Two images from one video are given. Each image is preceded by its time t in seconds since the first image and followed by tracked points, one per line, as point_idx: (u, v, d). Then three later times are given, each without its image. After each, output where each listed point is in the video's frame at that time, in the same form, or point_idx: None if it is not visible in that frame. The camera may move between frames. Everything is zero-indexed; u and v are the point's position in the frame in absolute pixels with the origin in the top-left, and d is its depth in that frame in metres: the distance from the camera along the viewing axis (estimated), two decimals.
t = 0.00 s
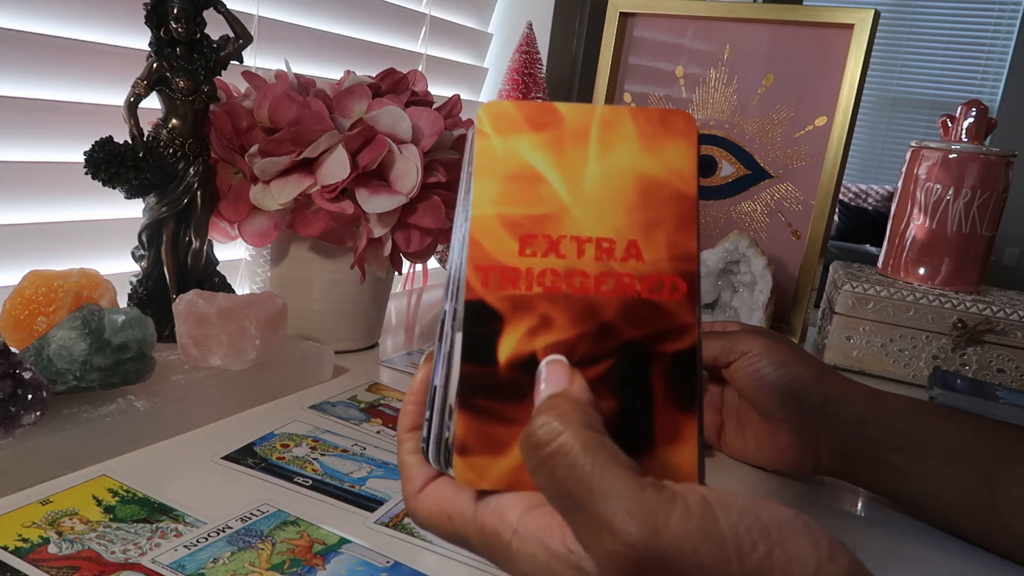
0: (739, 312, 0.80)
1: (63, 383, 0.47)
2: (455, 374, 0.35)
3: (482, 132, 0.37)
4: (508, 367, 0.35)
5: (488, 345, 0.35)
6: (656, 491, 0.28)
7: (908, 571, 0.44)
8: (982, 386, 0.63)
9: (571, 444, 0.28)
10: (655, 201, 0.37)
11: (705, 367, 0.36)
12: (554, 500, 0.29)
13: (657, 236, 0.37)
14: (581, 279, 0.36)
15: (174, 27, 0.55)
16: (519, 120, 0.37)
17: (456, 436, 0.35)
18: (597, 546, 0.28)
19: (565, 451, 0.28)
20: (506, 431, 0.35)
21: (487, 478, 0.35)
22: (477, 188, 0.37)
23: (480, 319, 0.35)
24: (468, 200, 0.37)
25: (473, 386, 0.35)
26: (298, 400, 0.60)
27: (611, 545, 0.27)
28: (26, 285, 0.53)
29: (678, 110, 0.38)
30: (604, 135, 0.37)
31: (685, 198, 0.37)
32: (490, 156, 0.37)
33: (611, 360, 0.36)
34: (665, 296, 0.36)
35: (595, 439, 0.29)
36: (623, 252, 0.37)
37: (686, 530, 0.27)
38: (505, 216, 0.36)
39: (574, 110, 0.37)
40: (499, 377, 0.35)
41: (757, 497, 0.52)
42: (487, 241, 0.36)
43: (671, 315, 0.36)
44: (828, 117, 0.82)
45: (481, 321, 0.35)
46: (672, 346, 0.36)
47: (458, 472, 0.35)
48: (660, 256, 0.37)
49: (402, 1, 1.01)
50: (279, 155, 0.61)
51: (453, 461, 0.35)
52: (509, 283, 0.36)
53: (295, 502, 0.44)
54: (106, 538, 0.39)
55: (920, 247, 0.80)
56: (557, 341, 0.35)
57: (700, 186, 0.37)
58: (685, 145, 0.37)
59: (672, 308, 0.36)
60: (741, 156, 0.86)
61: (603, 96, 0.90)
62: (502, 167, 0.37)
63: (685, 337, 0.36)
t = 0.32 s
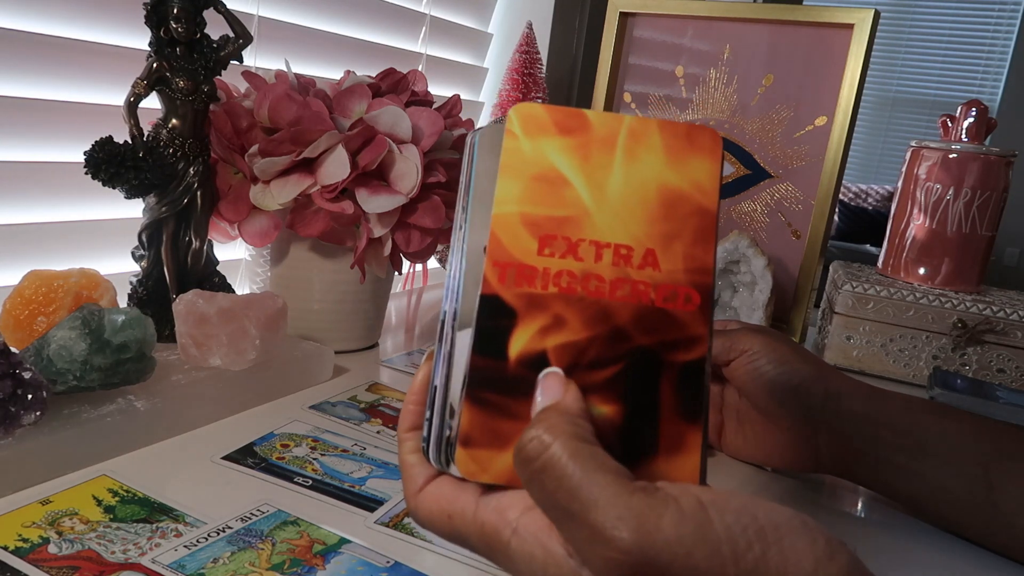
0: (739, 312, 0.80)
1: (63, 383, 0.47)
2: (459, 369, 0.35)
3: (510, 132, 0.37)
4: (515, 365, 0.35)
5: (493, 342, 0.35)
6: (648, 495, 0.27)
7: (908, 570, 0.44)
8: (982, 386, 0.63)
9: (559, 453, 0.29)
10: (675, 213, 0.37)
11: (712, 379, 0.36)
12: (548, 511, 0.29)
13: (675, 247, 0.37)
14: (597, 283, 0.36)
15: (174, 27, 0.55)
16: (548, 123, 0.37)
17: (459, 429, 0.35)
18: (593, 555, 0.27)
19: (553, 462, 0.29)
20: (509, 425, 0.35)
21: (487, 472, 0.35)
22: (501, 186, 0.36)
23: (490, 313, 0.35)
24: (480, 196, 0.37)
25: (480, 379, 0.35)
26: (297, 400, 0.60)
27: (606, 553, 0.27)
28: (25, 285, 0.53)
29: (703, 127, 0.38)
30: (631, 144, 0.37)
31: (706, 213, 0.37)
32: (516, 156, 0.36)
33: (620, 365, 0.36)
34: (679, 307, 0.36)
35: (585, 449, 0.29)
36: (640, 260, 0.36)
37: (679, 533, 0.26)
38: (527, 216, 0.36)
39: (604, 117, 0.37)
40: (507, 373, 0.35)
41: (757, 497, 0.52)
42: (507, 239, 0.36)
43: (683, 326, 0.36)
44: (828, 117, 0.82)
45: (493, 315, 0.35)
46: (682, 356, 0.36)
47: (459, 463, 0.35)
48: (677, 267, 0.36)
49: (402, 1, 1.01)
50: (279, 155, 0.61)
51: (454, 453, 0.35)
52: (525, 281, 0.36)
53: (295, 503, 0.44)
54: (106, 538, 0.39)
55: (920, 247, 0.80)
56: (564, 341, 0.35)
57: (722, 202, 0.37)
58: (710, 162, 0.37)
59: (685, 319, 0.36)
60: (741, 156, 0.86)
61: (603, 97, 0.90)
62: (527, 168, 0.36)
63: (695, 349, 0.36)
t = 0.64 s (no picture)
0: (739, 312, 0.80)
1: (63, 383, 0.47)
2: (458, 374, 0.35)
3: (502, 135, 0.37)
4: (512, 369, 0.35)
5: (493, 342, 0.35)
6: (643, 505, 0.28)
7: (907, 569, 0.44)
8: (982, 386, 0.63)
9: (554, 466, 0.29)
10: (669, 209, 0.36)
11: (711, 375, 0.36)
12: (544, 524, 0.29)
13: (670, 244, 0.36)
14: (593, 282, 0.36)
15: (174, 28, 0.55)
16: (540, 124, 0.37)
17: (460, 433, 0.35)
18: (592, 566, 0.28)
19: (548, 475, 0.29)
20: (509, 428, 0.35)
21: (489, 474, 0.35)
22: (494, 189, 0.36)
23: (489, 315, 0.35)
24: (473, 199, 0.37)
25: (480, 382, 0.35)
26: (297, 400, 0.60)
27: (604, 565, 0.27)
28: (26, 285, 0.53)
29: (695, 121, 0.38)
30: (623, 142, 0.37)
31: (700, 208, 0.37)
32: (508, 159, 0.37)
33: (619, 364, 0.35)
34: (676, 304, 0.36)
35: (580, 461, 0.29)
36: (635, 258, 0.36)
37: (677, 542, 0.26)
38: (521, 217, 0.36)
39: (594, 115, 0.37)
40: (505, 375, 0.35)
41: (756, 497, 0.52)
42: (502, 241, 0.36)
43: (680, 323, 0.36)
44: (828, 117, 0.82)
45: (490, 318, 0.35)
46: (679, 353, 0.36)
47: (460, 466, 0.35)
48: (672, 264, 0.36)
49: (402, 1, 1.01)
50: (279, 155, 0.61)
51: (455, 456, 0.35)
52: (521, 282, 0.36)
53: (295, 502, 0.44)
54: (106, 538, 0.39)
55: (920, 247, 0.80)
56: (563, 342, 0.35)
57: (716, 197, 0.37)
58: (702, 156, 0.37)
59: (682, 316, 0.36)
60: (741, 156, 0.86)
61: (603, 97, 0.90)
62: (520, 170, 0.37)
63: (693, 345, 0.36)
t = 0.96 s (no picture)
0: (738, 312, 0.80)
1: (63, 383, 0.47)
2: (458, 371, 0.35)
3: (499, 132, 0.37)
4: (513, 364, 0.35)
5: (493, 339, 0.35)
6: (646, 501, 0.27)
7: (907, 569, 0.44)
8: (982, 386, 0.63)
9: (557, 460, 0.29)
10: (668, 204, 0.37)
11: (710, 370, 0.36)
12: (547, 516, 0.29)
13: (669, 239, 0.37)
14: (592, 277, 0.36)
15: (174, 27, 0.55)
16: (537, 121, 0.37)
17: (461, 430, 0.35)
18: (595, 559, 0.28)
19: (551, 468, 0.29)
20: (510, 424, 0.35)
21: (490, 470, 0.35)
22: (492, 185, 0.36)
23: (489, 311, 0.35)
24: (471, 197, 0.37)
25: (479, 379, 0.35)
26: (297, 400, 0.60)
27: (606, 559, 0.27)
28: (26, 285, 0.53)
29: (692, 116, 0.38)
30: (621, 138, 0.37)
31: (698, 202, 0.37)
32: (507, 155, 0.37)
33: (618, 359, 0.35)
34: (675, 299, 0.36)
35: (585, 454, 0.29)
36: (634, 253, 0.36)
37: (679, 539, 0.26)
38: (520, 214, 0.36)
39: (592, 111, 0.37)
40: (506, 371, 0.35)
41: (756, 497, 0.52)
42: (501, 238, 0.36)
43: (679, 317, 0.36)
44: (828, 117, 0.82)
45: (489, 315, 0.35)
46: (678, 348, 0.36)
47: (461, 464, 0.35)
48: (670, 259, 0.36)
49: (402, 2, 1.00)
50: (279, 155, 0.61)
51: (457, 454, 0.35)
52: (520, 278, 0.36)
53: (295, 502, 0.44)
54: (106, 538, 0.39)
55: (920, 247, 0.80)
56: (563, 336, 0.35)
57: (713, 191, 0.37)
58: (700, 152, 0.37)
59: (680, 310, 0.36)
60: (741, 156, 0.86)
61: (603, 97, 0.90)
62: (518, 166, 0.37)
63: (691, 339, 0.36)
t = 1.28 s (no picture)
0: (739, 312, 0.80)
1: (63, 383, 0.47)
2: (466, 368, 0.36)
3: (514, 131, 0.37)
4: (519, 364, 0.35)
5: (500, 339, 0.35)
6: (647, 503, 0.27)
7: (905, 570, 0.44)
8: (982, 386, 0.63)
9: (559, 461, 0.29)
10: (680, 210, 0.37)
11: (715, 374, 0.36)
12: (549, 517, 0.29)
13: (680, 244, 0.36)
14: (602, 280, 0.36)
15: (174, 27, 0.55)
16: (552, 123, 0.37)
17: (467, 427, 0.35)
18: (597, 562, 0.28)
19: (553, 470, 0.29)
20: (516, 424, 0.35)
21: (495, 468, 0.35)
22: (505, 185, 0.36)
23: (499, 310, 0.35)
24: (485, 196, 0.37)
25: (487, 377, 0.35)
26: (297, 400, 0.60)
27: (605, 560, 0.27)
28: (26, 285, 0.53)
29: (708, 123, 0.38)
30: (635, 142, 0.37)
31: (710, 210, 0.37)
32: (521, 155, 0.37)
33: (626, 361, 0.36)
34: (684, 304, 0.36)
35: (587, 457, 0.29)
36: (645, 257, 0.36)
37: (679, 541, 0.26)
38: (532, 215, 0.36)
39: (607, 114, 0.37)
40: (513, 370, 0.35)
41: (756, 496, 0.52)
42: (513, 238, 0.36)
43: (688, 322, 0.36)
44: (828, 117, 0.82)
45: (498, 313, 0.35)
46: (686, 353, 0.36)
47: (466, 461, 0.35)
48: (681, 264, 0.36)
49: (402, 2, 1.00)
50: (279, 155, 0.61)
51: (462, 451, 0.35)
52: (531, 279, 0.36)
53: (295, 502, 0.44)
54: (106, 538, 0.39)
55: (920, 247, 0.80)
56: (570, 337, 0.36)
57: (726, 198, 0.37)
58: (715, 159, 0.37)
59: (690, 315, 0.36)
60: (741, 156, 0.86)
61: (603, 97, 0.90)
62: (532, 167, 0.37)
63: (700, 345, 0.36)
